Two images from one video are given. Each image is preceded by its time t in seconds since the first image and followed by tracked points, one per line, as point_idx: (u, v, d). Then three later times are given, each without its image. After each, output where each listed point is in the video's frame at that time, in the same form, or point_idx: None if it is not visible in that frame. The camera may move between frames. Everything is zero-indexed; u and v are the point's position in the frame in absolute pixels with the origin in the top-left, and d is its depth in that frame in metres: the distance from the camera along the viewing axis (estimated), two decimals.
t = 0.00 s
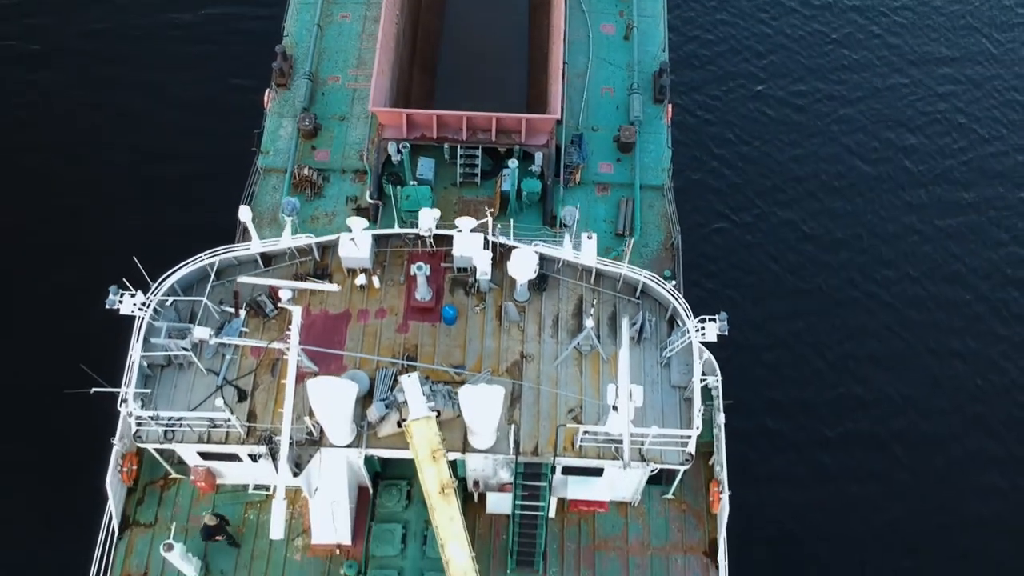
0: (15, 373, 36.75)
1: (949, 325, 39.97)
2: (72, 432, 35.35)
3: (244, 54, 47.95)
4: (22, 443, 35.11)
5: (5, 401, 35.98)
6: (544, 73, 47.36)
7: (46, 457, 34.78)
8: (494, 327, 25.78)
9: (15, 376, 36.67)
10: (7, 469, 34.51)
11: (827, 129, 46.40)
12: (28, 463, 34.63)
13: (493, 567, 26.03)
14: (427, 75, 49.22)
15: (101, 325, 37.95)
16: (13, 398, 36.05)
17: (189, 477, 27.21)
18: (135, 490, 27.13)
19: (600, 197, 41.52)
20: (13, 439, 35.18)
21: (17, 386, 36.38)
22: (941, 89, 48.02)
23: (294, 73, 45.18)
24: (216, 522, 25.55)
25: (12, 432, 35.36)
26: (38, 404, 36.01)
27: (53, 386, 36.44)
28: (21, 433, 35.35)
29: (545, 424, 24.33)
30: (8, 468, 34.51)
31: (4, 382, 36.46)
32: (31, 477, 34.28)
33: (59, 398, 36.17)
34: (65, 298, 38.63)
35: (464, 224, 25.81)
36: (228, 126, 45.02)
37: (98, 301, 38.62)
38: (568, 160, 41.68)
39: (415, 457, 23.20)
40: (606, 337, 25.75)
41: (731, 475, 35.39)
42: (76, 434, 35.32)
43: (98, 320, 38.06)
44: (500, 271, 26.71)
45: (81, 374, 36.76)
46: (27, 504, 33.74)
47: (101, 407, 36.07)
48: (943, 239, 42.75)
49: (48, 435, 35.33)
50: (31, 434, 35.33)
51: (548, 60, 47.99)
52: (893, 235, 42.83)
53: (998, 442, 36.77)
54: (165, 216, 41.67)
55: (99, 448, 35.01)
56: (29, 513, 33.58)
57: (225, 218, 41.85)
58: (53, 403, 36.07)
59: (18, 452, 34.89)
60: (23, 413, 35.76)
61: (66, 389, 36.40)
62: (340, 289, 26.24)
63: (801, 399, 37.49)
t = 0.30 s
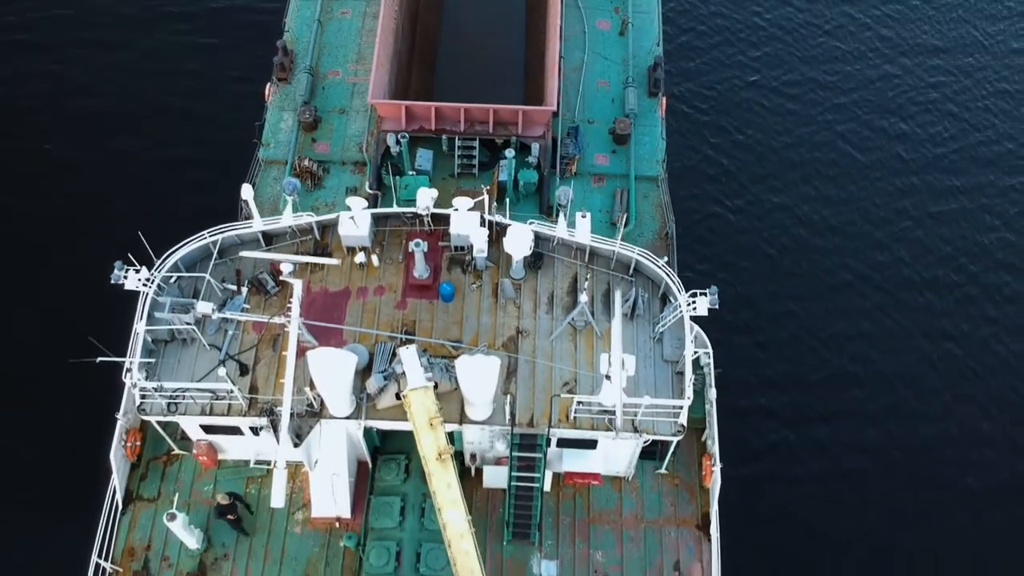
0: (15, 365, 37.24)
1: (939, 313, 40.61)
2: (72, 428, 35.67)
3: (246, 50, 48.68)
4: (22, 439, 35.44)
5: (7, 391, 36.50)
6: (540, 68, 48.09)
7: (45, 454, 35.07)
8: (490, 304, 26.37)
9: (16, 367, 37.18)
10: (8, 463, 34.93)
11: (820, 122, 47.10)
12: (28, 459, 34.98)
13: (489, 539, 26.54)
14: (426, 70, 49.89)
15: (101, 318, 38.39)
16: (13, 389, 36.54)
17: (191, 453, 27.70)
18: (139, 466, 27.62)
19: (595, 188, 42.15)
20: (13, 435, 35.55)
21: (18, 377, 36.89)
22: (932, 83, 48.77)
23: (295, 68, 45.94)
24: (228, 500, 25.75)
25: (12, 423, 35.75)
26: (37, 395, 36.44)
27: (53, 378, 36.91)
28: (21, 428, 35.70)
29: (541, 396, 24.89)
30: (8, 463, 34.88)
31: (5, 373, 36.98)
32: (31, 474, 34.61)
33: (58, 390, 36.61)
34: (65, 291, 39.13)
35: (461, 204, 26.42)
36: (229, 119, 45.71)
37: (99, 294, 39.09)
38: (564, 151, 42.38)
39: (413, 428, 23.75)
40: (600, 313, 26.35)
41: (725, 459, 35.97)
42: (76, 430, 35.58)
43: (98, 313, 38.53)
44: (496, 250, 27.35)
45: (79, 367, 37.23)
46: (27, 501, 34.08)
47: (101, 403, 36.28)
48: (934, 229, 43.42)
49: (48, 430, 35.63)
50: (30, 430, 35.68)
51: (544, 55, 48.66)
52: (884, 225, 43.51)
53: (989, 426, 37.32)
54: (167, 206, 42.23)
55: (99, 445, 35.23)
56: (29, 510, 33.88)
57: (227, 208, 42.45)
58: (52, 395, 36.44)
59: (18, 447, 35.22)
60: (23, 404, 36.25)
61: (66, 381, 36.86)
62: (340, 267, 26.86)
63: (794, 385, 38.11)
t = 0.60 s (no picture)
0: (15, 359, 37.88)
1: (932, 299, 41.09)
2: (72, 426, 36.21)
3: (248, 45, 49.34)
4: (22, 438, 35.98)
5: (9, 384, 37.19)
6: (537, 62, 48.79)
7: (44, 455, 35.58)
8: (487, 281, 26.94)
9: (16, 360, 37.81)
10: (9, 457, 35.56)
11: (814, 114, 47.73)
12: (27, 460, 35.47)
13: (486, 513, 27.07)
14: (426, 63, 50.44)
15: (102, 313, 38.96)
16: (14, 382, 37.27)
17: (193, 430, 28.23)
18: (141, 442, 28.07)
19: (591, 179, 42.77)
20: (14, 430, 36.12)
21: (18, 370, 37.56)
22: (924, 76, 49.43)
23: (295, 63, 46.62)
24: (242, 485, 25.98)
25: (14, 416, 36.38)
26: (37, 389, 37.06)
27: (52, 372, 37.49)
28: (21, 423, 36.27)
29: (537, 370, 25.40)
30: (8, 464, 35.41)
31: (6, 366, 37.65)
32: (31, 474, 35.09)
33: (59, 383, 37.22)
34: (66, 286, 39.74)
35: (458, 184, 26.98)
36: (230, 113, 46.32)
37: (99, 290, 39.61)
38: (560, 142, 43.09)
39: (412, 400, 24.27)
40: (594, 290, 26.88)
41: (721, 443, 36.40)
42: (75, 429, 36.12)
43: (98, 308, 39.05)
44: (493, 230, 27.93)
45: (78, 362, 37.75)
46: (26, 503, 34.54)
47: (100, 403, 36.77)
48: (927, 218, 43.97)
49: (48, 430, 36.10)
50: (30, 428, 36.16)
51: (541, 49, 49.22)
52: (877, 214, 44.06)
53: (983, 409, 37.74)
54: (169, 198, 42.90)
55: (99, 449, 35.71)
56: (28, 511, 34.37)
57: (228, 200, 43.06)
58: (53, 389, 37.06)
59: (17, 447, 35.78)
60: (25, 396, 36.87)
61: (66, 374, 37.44)
62: (340, 246, 27.43)
63: (789, 370, 38.59)
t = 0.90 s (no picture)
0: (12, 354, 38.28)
1: (923, 288, 41.83)
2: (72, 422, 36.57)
3: (249, 40, 50.01)
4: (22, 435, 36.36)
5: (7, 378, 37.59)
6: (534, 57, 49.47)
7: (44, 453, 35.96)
8: (483, 260, 27.50)
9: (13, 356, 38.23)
10: (11, 446, 36.08)
11: (807, 108, 48.47)
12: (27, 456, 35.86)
13: (483, 487, 27.51)
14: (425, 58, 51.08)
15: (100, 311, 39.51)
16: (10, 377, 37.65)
17: (195, 409, 28.72)
18: (144, 420, 28.55)
19: (587, 170, 43.32)
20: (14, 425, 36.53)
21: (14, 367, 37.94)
22: (915, 70, 50.26)
23: (295, 58, 47.31)
24: (254, 467, 26.31)
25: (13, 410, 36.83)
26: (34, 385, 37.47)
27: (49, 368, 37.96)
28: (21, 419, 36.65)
29: (532, 345, 25.92)
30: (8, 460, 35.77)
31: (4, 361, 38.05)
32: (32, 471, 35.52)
33: (56, 378, 37.69)
34: (66, 281, 40.19)
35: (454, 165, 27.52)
36: (231, 106, 46.91)
37: (95, 284, 40.10)
38: (556, 134, 43.53)
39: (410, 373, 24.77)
40: (588, 269, 27.44)
41: (717, 428, 36.88)
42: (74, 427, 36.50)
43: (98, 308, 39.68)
44: (489, 211, 28.53)
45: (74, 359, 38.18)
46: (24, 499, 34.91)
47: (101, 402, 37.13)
48: (919, 208, 44.71)
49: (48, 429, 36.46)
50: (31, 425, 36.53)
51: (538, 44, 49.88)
52: (870, 205, 44.77)
53: (973, 393, 38.45)
54: (172, 190, 43.52)
55: (98, 448, 36.04)
56: (27, 507, 34.72)
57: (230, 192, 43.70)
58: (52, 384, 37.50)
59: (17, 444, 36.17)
60: (22, 391, 37.28)
61: (63, 370, 37.87)
62: (339, 226, 27.99)
63: (783, 356, 39.17)
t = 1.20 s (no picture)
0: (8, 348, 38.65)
1: (915, 275, 42.53)
2: (71, 420, 36.85)
3: (249, 36, 50.62)
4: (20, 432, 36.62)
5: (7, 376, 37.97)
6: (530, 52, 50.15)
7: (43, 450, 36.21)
8: (480, 241, 28.05)
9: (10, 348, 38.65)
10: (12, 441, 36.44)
11: (801, 100, 49.11)
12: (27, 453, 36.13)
13: (480, 463, 27.96)
14: (423, 53, 51.74)
15: (96, 304, 39.88)
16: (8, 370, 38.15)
17: (197, 389, 29.22)
18: (147, 399, 29.02)
19: (583, 162, 43.87)
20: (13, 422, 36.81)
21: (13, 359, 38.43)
22: (906, 65, 51.01)
23: (296, 54, 47.96)
24: (271, 447, 26.29)
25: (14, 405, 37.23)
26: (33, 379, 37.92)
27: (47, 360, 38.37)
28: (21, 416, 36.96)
29: (528, 322, 26.44)
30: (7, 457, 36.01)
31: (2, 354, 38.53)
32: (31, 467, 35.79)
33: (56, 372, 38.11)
34: (68, 276, 40.66)
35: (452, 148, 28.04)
36: (232, 100, 47.53)
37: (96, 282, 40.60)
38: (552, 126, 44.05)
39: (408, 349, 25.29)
40: (583, 249, 27.99)
41: (713, 415, 37.78)
42: (74, 424, 36.76)
43: (94, 300, 40.04)
44: (485, 194, 29.12)
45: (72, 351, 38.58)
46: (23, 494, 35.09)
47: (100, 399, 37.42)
48: (911, 198, 45.41)
49: (47, 426, 36.72)
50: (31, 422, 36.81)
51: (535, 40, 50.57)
52: (864, 195, 45.41)
53: (965, 378, 39.26)
54: (174, 183, 44.19)
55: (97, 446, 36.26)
56: (26, 505, 34.86)
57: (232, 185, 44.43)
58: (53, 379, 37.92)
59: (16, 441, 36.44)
60: (22, 385, 37.77)
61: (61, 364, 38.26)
62: (339, 208, 28.56)
63: (778, 344, 39.97)
